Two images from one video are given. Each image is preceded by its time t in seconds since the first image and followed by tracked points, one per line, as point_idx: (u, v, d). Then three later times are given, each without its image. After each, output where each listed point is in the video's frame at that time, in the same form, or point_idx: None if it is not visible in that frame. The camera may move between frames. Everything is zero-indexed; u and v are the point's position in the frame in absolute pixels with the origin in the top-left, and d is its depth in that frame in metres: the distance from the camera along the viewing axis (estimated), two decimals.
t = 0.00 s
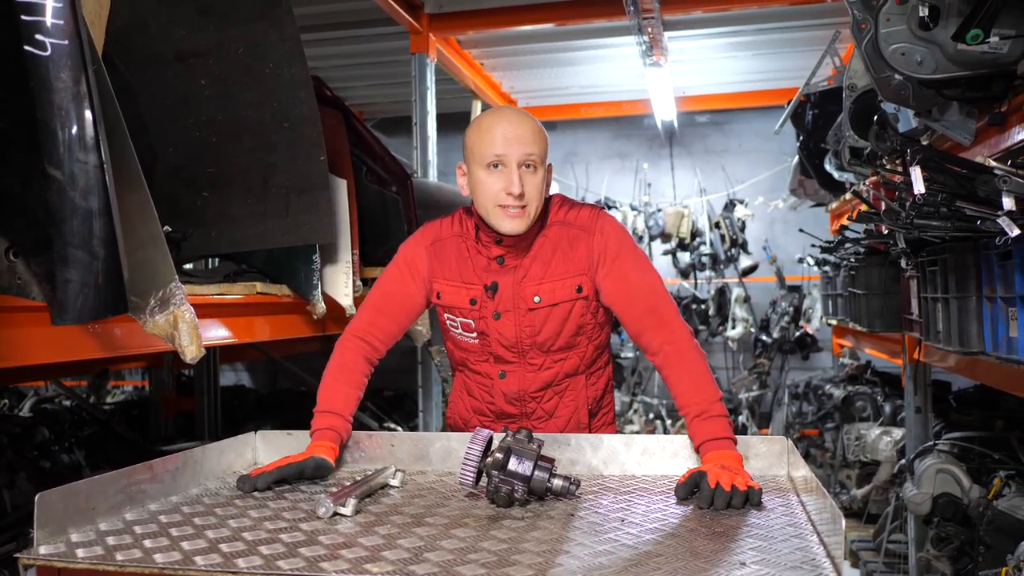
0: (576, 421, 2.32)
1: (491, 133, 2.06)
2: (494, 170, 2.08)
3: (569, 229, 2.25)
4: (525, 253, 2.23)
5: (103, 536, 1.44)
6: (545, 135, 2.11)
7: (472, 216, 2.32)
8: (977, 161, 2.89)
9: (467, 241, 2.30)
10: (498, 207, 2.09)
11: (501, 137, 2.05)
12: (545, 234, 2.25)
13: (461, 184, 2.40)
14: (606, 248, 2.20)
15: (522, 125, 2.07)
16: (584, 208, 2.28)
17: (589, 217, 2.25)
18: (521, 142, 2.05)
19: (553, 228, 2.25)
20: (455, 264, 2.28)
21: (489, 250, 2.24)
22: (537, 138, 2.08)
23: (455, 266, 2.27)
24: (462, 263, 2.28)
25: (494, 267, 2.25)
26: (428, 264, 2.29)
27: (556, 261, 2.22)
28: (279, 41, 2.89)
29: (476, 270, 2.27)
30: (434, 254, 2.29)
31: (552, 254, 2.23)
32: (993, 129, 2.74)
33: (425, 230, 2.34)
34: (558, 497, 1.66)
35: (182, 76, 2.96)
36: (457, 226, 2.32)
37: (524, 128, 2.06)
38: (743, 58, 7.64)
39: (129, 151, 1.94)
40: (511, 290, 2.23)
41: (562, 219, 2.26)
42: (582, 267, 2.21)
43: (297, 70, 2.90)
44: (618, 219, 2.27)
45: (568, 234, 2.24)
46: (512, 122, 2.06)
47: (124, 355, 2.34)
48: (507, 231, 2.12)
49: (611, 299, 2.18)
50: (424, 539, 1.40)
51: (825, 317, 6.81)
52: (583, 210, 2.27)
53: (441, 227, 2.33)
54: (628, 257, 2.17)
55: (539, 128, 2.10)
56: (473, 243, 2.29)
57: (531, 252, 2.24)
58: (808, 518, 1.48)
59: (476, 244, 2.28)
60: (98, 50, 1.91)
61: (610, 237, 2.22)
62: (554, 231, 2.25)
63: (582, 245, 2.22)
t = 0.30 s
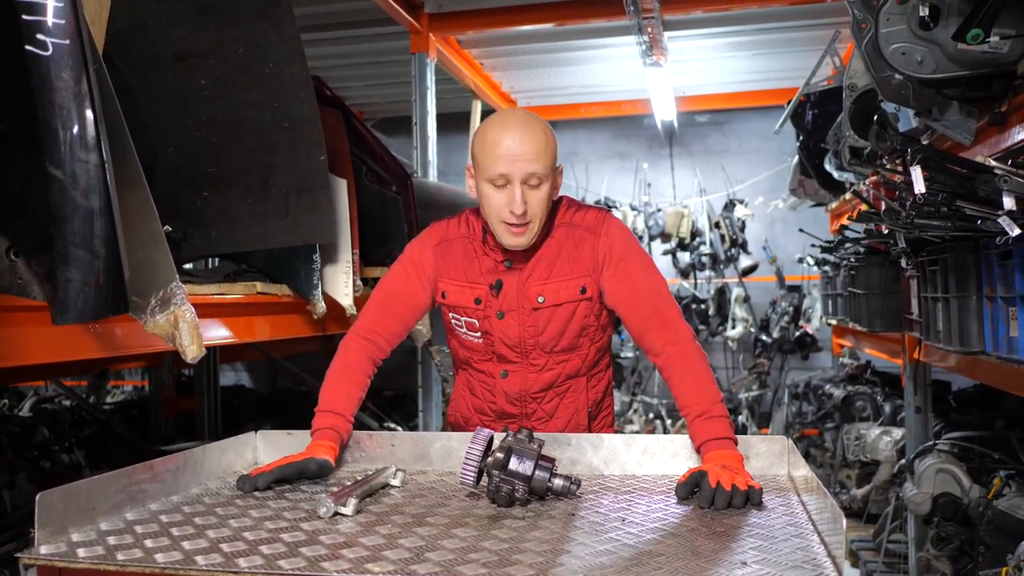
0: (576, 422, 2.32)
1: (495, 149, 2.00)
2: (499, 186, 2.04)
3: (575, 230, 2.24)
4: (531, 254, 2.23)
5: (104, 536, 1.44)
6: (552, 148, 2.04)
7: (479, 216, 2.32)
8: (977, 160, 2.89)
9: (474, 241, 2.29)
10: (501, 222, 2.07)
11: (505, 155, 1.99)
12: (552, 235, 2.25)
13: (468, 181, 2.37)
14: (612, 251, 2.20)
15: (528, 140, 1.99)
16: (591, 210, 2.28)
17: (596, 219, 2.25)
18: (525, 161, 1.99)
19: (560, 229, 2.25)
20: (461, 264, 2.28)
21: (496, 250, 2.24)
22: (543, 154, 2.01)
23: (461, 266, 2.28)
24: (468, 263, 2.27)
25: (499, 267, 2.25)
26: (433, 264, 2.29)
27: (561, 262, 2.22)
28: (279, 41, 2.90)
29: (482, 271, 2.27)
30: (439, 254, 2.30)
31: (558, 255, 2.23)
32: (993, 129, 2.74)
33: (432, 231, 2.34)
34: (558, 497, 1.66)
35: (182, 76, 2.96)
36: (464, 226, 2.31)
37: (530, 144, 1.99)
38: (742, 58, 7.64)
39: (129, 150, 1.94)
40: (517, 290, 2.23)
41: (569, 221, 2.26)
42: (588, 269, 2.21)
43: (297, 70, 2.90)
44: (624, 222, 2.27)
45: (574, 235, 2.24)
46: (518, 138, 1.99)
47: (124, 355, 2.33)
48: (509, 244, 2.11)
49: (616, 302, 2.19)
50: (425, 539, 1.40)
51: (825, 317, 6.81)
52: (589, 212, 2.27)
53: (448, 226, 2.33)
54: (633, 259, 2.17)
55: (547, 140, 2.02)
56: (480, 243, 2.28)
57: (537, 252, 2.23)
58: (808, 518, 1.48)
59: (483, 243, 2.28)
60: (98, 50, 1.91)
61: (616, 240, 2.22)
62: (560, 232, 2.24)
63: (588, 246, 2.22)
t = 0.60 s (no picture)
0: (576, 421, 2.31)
1: (506, 153, 1.99)
2: (508, 188, 2.04)
3: (583, 228, 2.25)
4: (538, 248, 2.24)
5: (105, 535, 1.44)
6: (563, 152, 2.03)
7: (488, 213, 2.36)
8: (977, 160, 2.89)
9: (482, 236, 2.32)
10: (508, 223, 2.09)
11: (516, 159, 1.99)
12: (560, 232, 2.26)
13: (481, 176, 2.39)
14: (619, 249, 2.21)
15: (539, 145, 1.99)
16: (601, 210, 2.29)
17: (605, 218, 2.27)
18: (535, 166, 1.99)
19: (569, 226, 2.26)
20: (469, 259, 2.31)
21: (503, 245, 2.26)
22: (554, 158, 2.00)
23: (469, 261, 2.31)
24: (476, 258, 2.30)
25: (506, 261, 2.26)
26: (440, 260, 2.36)
27: (568, 258, 2.22)
28: (279, 40, 2.90)
29: (488, 264, 2.28)
30: (448, 249, 2.35)
31: (565, 251, 2.23)
32: (993, 128, 2.75)
33: (443, 227, 2.41)
34: (559, 497, 1.66)
35: (182, 76, 2.96)
36: (473, 224, 2.36)
37: (541, 149, 1.98)
38: (742, 58, 7.64)
39: (130, 150, 1.94)
40: (522, 284, 2.23)
41: (578, 219, 2.26)
42: (593, 266, 2.22)
43: (297, 70, 2.90)
44: (633, 223, 2.28)
45: (582, 232, 2.25)
46: (528, 142, 1.98)
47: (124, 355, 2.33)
48: (516, 244, 2.14)
49: (621, 300, 2.19)
50: (426, 537, 1.40)
51: (825, 317, 6.82)
52: (599, 212, 2.29)
53: (459, 223, 2.38)
54: (639, 259, 2.18)
55: (558, 144, 2.02)
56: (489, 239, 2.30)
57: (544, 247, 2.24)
58: (809, 517, 1.48)
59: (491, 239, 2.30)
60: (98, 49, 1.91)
61: (623, 239, 2.23)
62: (568, 229, 2.25)
63: (595, 244, 2.23)
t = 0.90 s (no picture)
0: (576, 421, 2.30)
1: (507, 154, 2.00)
2: (509, 189, 2.04)
3: (585, 229, 2.26)
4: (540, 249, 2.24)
5: (106, 535, 1.44)
6: (564, 155, 2.03)
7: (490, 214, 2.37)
8: (977, 160, 2.90)
9: (483, 236, 2.33)
10: (509, 223, 2.08)
11: (517, 160, 1.99)
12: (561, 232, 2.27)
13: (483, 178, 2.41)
14: (620, 250, 2.22)
15: (540, 146, 1.99)
16: (603, 211, 2.30)
17: (606, 219, 2.28)
18: (536, 168, 1.99)
19: (570, 227, 2.26)
20: (470, 258, 2.32)
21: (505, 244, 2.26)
22: (555, 160, 2.00)
23: (470, 260, 2.32)
24: (477, 257, 2.31)
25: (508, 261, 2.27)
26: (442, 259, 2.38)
27: (569, 258, 2.23)
28: (280, 41, 2.90)
29: (490, 264, 2.29)
30: (450, 248, 2.36)
31: (567, 251, 2.24)
32: (994, 128, 2.75)
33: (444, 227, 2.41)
34: (560, 497, 1.66)
35: (183, 76, 2.96)
36: (474, 224, 2.37)
37: (543, 151, 1.99)
38: (742, 58, 7.64)
39: (131, 151, 1.94)
40: (523, 284, 2.24)
41: (579, 220, 2.27)
42: (595, 267, 2.22)
43: (298, 70, 2.91)
44: (634, 224, 2.29)
45: (584, 233, 2.25)
46: (530, 144, 1.98)
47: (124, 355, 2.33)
48: (516, 245, 2.13)
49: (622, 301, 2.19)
50: (427, 538, 1.40)
51: (825, 317, 6.82)
52: (600, 213, 2.30)
53: (461, 223, 2.39)
54: (640, 259, 2.19)
55: (559, 146, 2.02)
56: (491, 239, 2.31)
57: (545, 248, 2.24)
58: (810, 517, 1.48)
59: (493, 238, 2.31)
60: (99, 50, 1.91)
61: (625, 240, 2.24)
62: (570, 229, 2.25)
63: (596, 244, 2.24)
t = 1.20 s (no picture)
0: (579, 421, 2.30)
1: (509, 152, 2.00)
2: (511, 187, 2.04)
3: (585, 230, 2.26)
4: (540, 250, 2.24)
5: (107, 535, 1.44)
6: (565, 153, 2.04)
7: (489, 215, 2.36)
8: (978, 160, 2.90)
9: (483, 238, 2.33)
10: (512, 222, 2.08)
11: (519, 158, 1.99)
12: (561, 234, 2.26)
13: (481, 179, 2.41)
14: (620, 250, 2.21)
15: (541, 144, 2.00)
16: (602, 211, 2.30)
17: (605, 219, 2.27)
18: (538, 165, 1.99)
19: (570, 229, 2.26)
20: (470, 262, 2.32)
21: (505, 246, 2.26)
22: (557, 158, 2.01)
23: (470, 263, 2.32)
24: (478, 260, 2.31)
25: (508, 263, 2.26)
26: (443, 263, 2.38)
27: (569, 260, 2.23)
28: (280, 41, 2.90)
29: (491, 266, 2.29)
30: (450, 252, 2.36)
31: (567, 252, 2.24)
32: (994, 128, 2.75)
33: (444, 229, 2.41)
34: (560, 496, 1.66)
35: (183, 76, 2.96)
36: (474, 226, 2.36)
37: (544, 148, 1.99)
38: (742, 58, 7.64)
39: (131, 150, 1.94)
40: (524, 287, 2.24)
41: (579, 221, 2.27)
42: (595, 267, 2.22)
43: (298, 70, 2.91)
44: (634, 224, 2.28)
45: (583, 234, 2.25)
46: (531, 141, 1.99)
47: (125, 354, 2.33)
48: (520, 244, 2.12)
49: (623, 301, 2.19)
50: (427, 537, 1.40)
51: (825, 317, 6.82)
52: (599, 213, 2.29)
53: (461, 226, 2.39)
54: (640, 259, 2.18)
55: (560, 144, 2.02)
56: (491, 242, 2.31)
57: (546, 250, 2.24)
58: (810, 516, 1.48)
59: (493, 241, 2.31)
60: (100, 50, 1.91)
61: (625, 240, 2.23)
62: (570, 231, 2.25)
63: (596, 245, 2.23)
